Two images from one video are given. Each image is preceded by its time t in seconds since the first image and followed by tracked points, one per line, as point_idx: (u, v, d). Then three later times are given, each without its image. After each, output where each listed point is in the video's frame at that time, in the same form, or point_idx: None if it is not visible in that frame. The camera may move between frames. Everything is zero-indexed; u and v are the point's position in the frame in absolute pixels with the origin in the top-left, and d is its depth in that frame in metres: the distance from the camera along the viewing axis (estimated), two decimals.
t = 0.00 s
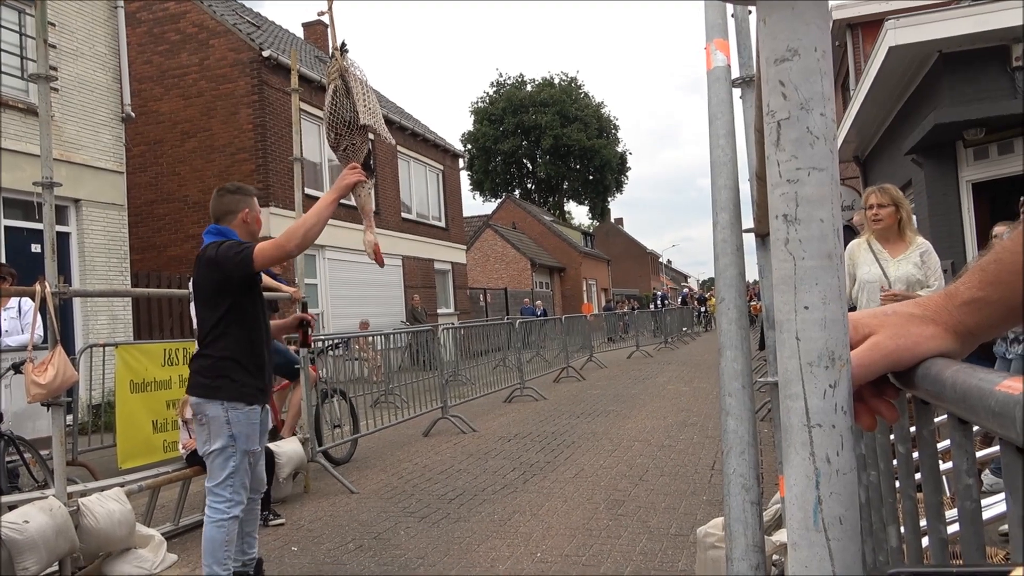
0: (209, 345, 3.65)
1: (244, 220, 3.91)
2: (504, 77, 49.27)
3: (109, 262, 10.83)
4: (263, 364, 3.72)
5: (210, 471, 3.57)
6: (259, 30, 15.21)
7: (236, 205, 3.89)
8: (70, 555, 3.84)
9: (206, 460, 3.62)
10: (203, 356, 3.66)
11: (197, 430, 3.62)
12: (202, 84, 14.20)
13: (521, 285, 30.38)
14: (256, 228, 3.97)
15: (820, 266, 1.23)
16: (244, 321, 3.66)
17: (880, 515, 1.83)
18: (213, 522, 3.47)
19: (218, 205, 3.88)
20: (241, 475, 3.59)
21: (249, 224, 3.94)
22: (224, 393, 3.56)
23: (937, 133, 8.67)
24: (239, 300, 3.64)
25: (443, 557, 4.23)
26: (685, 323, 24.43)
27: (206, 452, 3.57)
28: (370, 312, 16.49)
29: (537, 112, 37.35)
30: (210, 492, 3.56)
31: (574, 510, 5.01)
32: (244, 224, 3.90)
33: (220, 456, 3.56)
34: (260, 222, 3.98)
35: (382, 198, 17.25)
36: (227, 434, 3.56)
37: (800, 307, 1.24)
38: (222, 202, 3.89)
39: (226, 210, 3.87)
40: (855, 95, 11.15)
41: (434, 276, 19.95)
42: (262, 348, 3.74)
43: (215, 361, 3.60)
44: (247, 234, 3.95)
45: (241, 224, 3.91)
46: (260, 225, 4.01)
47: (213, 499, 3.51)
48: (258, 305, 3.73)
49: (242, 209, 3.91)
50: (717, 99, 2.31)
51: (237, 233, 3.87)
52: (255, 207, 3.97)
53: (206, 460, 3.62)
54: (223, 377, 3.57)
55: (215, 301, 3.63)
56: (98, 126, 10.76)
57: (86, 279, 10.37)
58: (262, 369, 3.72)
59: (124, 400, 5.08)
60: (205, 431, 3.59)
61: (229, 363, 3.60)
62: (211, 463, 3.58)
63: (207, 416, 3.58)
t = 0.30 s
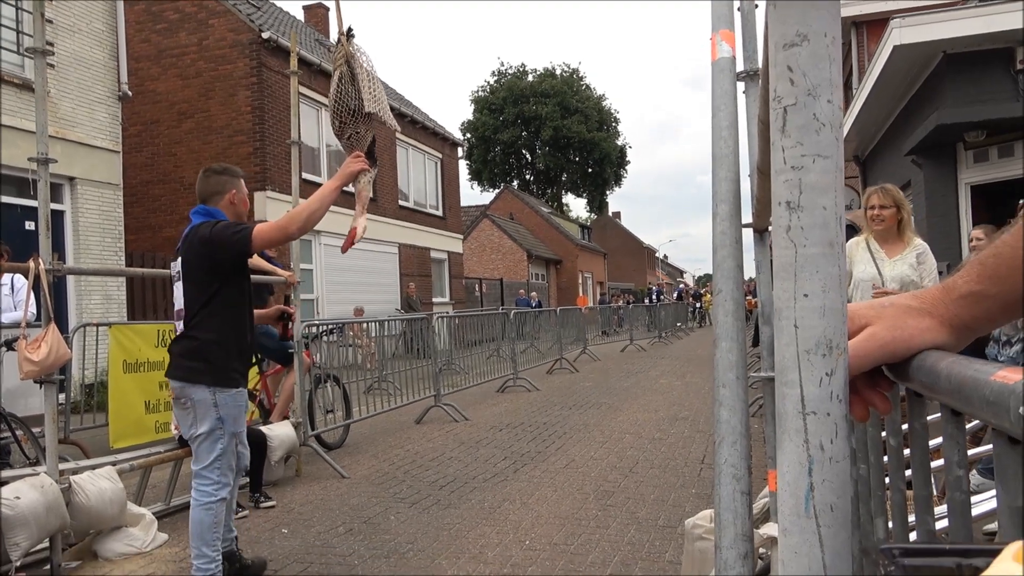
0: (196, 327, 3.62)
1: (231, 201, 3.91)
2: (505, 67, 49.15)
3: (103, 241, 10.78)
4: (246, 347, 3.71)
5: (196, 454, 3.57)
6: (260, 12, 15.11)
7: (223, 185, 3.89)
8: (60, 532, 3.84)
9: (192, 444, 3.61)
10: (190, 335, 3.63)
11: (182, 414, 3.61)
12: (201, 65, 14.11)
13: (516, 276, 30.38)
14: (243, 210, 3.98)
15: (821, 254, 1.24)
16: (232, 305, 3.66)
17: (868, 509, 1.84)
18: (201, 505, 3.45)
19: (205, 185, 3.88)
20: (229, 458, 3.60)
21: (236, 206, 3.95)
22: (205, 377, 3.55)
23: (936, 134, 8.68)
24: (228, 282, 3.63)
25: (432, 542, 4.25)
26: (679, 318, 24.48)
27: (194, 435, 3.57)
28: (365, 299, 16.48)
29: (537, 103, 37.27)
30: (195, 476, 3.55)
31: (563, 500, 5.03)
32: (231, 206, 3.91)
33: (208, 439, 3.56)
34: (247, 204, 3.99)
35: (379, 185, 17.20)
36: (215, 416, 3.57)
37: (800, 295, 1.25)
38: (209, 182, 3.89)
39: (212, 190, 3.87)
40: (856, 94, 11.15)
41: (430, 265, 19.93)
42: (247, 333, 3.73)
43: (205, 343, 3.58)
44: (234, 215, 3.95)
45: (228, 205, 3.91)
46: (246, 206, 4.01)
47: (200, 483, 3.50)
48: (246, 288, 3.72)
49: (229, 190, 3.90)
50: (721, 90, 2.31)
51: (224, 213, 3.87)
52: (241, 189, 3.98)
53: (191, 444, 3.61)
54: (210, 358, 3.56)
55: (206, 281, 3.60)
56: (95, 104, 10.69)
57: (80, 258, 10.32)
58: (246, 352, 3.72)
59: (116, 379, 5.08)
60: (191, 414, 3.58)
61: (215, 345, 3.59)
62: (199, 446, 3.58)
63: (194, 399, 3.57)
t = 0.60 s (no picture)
0: (188, 311, 3.58)
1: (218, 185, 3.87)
2: (504, 54, 48.92)
3: (98, 223, 10.72)
4: (233, 330, 3.70)
5: (185, 434, 3.56)
6: None
7: (208, 170, 3.85)
8: (52, 513, 3.83)
9: (180, 424, 3.60)
10: (181, 318, 3.59)
11: (173, 393, 3.57)
12: (198, 46, 13.99)
13: (512, 264, 30.36)
14: (229, 195, 3.95)
15: (817, 249, 1.23)
16: (223, 289, 3.64)
17: (858, 504, 1.85)
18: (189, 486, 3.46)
19: (191, 169, 3.84)
20: (218, 439, 3.61)
21: (223, 191, 3.92)
22: (199, 358, 3.54)
23: (935, 130, 8.67)
24: (220, 266, 3.61)
25: (424, 530, 4.26)
26: (673, 309, 24.52)
27: (184, 415, 3.56)
28: (360, 285, 16.44)
29: (536, 91, 37.14)
30: (182, 457, 3.55)
31: (555, 489, 5.05)
32: (217, 190, 3.87)
33: (201, 419, 3.56)
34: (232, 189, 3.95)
35: (376, 171, 17.14)
36: (208, 398, 3.57)
37: (795, 289, 1.25)
38: (195, 166, 3.85)
39: (199, 174, 3.83)
40: (856, 88, 11.13)
41: (426, 252, 19.89)
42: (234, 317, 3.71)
43: (197, 328, 3.56)
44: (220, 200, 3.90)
45: (214, 190, 3.88)
46: (231, 192, 3.98)
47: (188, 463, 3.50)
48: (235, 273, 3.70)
49: (216, 174, 3.87)
50: (721, 82, 2.29)
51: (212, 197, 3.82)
52: (228, 174, 3.95)
53: (179, 424, 3.59)
54: (203, 341, 3.55)
55: (197, 265, 3.57)
56: (91, 84, 10.61)
57: (74, 239, 10.26)
58: (234, 336, 3.71)
59: (109, 361, 5.06)
60: (183, 394, 3.56)
61: (206, 330, 3.57)
62: (190, 426, 3.56)
63: (186, 379, 3.54)
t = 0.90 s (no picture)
0: (180, 304, 3.56)
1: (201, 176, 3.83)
2: (503, 49, 48.81)
3: (93, 212, 10.67)
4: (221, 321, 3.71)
5: (181, 422, 3.55)
6: None
7: (190, 161, 3.81)
8: (42, 502, 3.82)
9: (174, 412, 3.57)
10: (173, 309, 3.57)
11: (166, 382, 3.54)
12: (195, 36, 13.92)
13: (507, 260, 30.37)
14: (209, 187, 3.90)
15: (808, 247, 1.24)
16: (213, 284, 3.65)
17: (848, 502, 1.86)
18: (187, 473, 3.46)
19: (172, 161, 3.79)
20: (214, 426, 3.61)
21: (203, 182, 3.87)
22: (193, 348, 3.54)
23: (931, 133, 8.69)
24: (210, 263, 3.63)
25: (415, 524, 4.27)
26: (668, 307, 24.57)
27: (179, 403, 3.54)
28: (355, 279, 16.42)
29: (534, 87, 37.10)
30: (179, 444, 3.54)
31: (547, 485, 5.06)
32: (198, 182, 3.83)
33: (196, 408, 3.56)
34: (213, 182, 3.89)
35: (373, 164, 17.11)
36: (204, 386, 3.56)
37: (786, 287, 1.25)
38: (176, 158, 3.80)
39: (179, 165, 3.77)
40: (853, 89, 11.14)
41: (422, 246, 19.87)
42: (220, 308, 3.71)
43: (191, 320, 3.55)
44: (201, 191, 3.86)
45: (194, 182, 3.84)
46: (212, 184, 3.93)
47: (185, 451, 3.50)
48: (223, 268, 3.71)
49: (196, 166, 3.82)
50: (718, 80, 2.30)
51: (195, 189, 3.77)
52: (208, 166, 3.90)
53: (173, 412, 3.57)
54: (196, 332, 3.55)
55: (190, 259, 3.57)
56: (87, 72, 10.56)
57: (68, 228, 10.21)
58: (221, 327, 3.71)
59: (101, 350, 5.06)
60: (177, 383, 3.53)
61: (200, 322, 3.58)
62: (185, 415, 3.54)
63: (180, 369, 3.52)
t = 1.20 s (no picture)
0: (172, 308, 3.54)
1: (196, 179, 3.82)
2: (499, 53, 48.85)
3: (87, 214, 10.62)
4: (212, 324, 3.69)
5: (175, 425, 3.53)
6: None
7: (178, 163, 3.75)
8: (33, 506, 3.79)
9: (167, 415, 3.55)
10: (165, 313, 3.54)
11: (158, 386, 3.51)
12: (192, 39, 13.90)
13: (502, 264, 30.38)
14: (198, 190, 3.84)
15: (808, 256, 1.24)
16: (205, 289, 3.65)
17: (843, 510, 1.85)
18: (182, 475, 3.44)
19: (161, 163, 3.74)
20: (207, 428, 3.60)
21: (192, 185, 3.81)
22: (185, 351, 3.53)
23: (925, 140, 8.73)
24: (205, 269, 3.63)
25: (409, 529, 4.25)
26: (663, 313, 24.59)
27: (172, 406, 3.52)
28: (350, 282, 16.38)
29: (531, 92, 37.16)
30: (173, 447, 3.52)
31: (542, 490, 5.05)
32: (187, 184, 3.77)
33: (190, 410, 3.54)
34: (202, 185, 3.85)
35: (369, 168, 17.10)
36: (196, 388, 3.55)
37: (786, 296, 1.25)
38: (165, 160, 3.75)
39: (169, 168, 3.72)
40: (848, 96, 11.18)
41: (417, 250, 19.86)
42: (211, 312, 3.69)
43: (185, 324, 3.53)
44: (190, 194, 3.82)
45: (183, 185, 3.77)
46: (201, 187, 3.88)
47: (180, 453, 3.48)
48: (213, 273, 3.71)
49: (186, 169, 3.77)
50: (717, 86, 2.30)
51: (184, 192, 3.74)
52: (198, 169, 3.85)
53: (166, 416, 3.55)
54: (189, 336, 3.53)
55: (185, 264, 3.56)
56: (83, 74, 10.53)
57: (62, 230, 10.15)
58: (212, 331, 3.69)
59: (94, 353, 5.02)
60: (169, 386, 3.51)
61: (193, 326, 3.57)
62: (179, 418, 3.53)
63: (172, 372, 3.50)
